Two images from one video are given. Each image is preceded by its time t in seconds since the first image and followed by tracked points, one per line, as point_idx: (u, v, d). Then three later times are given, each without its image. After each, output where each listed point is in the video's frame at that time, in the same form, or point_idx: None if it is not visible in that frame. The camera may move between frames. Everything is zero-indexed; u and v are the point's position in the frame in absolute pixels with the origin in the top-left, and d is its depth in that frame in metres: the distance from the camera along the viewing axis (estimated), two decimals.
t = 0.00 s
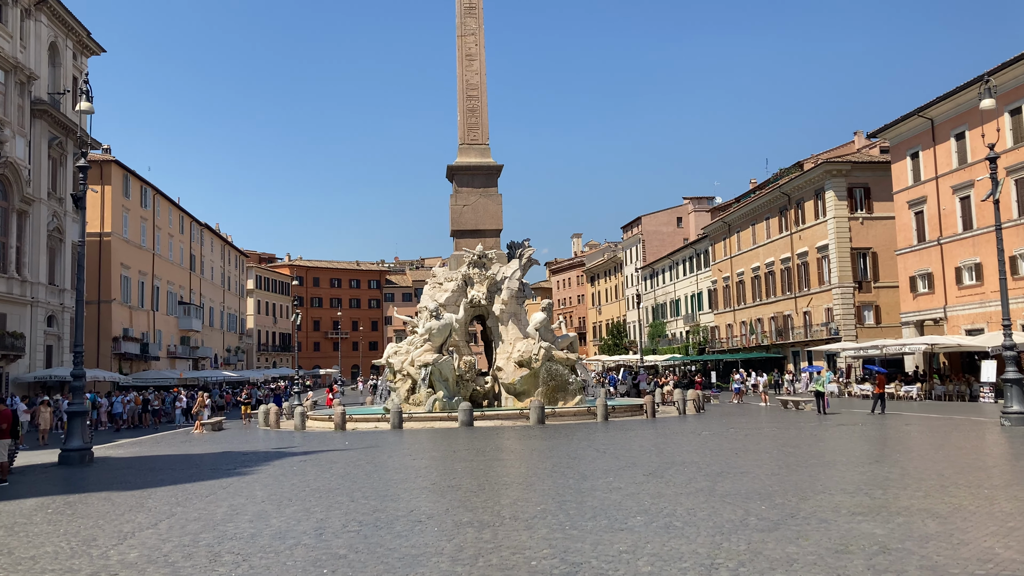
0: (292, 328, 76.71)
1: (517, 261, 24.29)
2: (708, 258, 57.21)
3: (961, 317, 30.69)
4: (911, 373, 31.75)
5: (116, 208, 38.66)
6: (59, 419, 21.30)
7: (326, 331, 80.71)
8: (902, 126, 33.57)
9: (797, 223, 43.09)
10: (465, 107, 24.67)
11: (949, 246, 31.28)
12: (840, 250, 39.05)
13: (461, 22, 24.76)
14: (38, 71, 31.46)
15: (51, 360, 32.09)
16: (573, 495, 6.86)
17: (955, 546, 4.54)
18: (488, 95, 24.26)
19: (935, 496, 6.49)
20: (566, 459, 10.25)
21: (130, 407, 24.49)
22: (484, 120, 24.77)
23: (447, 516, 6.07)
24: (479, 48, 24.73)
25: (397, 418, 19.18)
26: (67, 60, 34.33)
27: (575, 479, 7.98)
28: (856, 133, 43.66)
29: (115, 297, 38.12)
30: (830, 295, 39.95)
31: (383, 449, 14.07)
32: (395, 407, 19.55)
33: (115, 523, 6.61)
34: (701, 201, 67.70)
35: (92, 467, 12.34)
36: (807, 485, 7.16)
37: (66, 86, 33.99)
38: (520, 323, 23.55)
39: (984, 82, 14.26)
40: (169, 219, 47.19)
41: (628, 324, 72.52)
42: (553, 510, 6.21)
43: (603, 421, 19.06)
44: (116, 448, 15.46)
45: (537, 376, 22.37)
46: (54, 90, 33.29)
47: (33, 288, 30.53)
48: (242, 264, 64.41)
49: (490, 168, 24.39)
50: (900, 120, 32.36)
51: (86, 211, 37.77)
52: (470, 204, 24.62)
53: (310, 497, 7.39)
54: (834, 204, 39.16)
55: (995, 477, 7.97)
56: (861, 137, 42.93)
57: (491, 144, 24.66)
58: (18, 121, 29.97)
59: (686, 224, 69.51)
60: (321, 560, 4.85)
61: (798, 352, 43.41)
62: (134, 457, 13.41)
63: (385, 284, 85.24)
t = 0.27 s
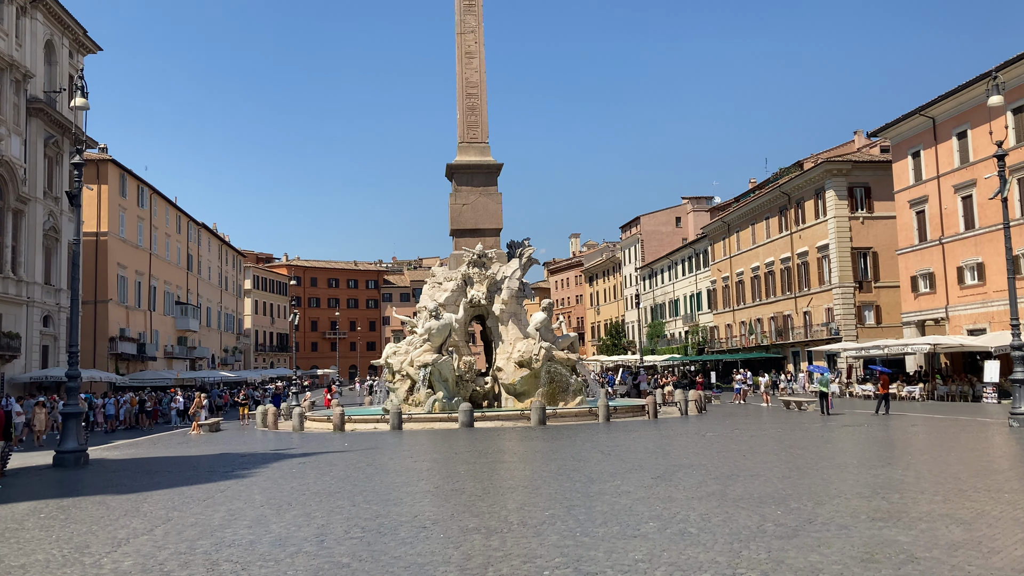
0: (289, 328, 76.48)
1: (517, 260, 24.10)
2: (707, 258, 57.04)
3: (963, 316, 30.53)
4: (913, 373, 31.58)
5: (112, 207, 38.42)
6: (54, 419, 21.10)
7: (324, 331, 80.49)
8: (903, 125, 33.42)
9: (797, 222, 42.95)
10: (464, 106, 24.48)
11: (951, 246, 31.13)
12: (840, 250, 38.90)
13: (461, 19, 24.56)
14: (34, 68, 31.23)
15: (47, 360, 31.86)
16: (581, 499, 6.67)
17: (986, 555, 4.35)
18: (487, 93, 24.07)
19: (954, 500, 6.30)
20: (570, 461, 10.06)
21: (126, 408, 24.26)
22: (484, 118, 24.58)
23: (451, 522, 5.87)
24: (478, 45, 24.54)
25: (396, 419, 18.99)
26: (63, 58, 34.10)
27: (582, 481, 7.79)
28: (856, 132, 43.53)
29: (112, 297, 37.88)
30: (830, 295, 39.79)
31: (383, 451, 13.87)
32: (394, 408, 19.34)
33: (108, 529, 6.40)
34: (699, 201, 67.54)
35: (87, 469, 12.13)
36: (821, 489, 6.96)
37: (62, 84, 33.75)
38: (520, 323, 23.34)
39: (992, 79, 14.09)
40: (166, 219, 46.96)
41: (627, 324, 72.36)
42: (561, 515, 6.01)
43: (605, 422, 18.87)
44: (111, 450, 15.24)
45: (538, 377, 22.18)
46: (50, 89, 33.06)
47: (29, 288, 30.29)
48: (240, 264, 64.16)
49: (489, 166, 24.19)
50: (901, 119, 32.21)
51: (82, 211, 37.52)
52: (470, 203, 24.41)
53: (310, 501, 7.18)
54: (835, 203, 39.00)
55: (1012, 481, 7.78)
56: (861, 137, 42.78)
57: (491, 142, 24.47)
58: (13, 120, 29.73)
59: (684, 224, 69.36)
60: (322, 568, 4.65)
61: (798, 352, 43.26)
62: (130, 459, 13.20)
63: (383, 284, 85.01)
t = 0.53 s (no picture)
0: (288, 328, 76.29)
1: (518, 259, 23.92)
2: (707, 258, 56.89)
3: (965, 316, 30.38)
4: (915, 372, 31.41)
5: (110, 206, 38.22)
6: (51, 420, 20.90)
7: (322, 332, 80.27)
8: (905, 124, 33.29)
9: (798, 222, 42.81)
10: (465, 104, 24.30)
11: (954, 245, 30.98)
12: (842, 249, 38.75)
13: (462, 17, 24.38)
14: (31, 67, 31.03)
15: (44, 360, 31.65)
16: (591, 501, 6.49)
17: (1020, 559, 4.18)
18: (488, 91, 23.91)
19: (976, 501, 6.14)
20: (577, 462, 9.88)
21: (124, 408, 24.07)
22: (485, 116, 24.41)
23: (459, 525, 5.69)
24: (479, 43, 24.37)
25: (397, 419, 18.80)
26: (61, 56, 33.90)
27: (591, 483, 7.60)
28: (857, 131, 43.41)
29: (110, 297, 37.67)
30: (831, 295, 39.63)
31: (384, 451, 13.68)
32: (395, 408, 19.16)
33: (105, 532, 6.22)
34: (699, 201, 67.38)
35: (84, 470, 11.94)
36: (838, 490, 6.79)
37: (59, 83, 33.56)
38: (521, 322, 23.15)
39: (1001, 74, 13.93)
40: (164, 218, 46.75)
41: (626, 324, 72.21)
42: (571, 517, 5.84)
43: (608, 422, 18.70)
44: (109, 450, 15.05)
45: (539, 376, 22.01)
46: (48, 87, 32.86)
47: (26, 287, 30.09)
48: (238, 263, 63.94)
49: (490, 164, 24.01)
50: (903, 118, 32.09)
51: (80, 210, 37.29)
52: (470, 201, 24.24)
53: (313, 504, 7.00)
54: (836, 202, 38.85)
55: None
56: (862, 136, 42.64)
57: (491, 141, 24.31)
58: (11, 118, 29.54)
59: (684, 224, 69.19)
60: (328, 573, 4.48)
61: (799, 352, 43.12)
62: (127, 460, 13.01)
63: (381, 284, 84.77)
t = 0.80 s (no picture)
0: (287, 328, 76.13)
1: (519, 259, 23.74)
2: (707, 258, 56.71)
3: (968, 316, 30.21)
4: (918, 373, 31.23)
5: (109, 206, 38.03)
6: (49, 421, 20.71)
7: (321, 332, 80.08)
8: (907, 123, 33.10)
9: (799, 221, 42.64)
10: (466, 102, 24.12)
11: (957, 244, 30.81)
12: (844, 249, 38.59)
13: (462, 14, 24.19)
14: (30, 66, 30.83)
15: (43, 361, 31.45)
16: (602, 505, 6.30)
17: None
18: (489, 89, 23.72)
19: (999, 506, 5.96)
20: (584, 463, 9.70)
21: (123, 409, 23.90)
22: (486, 115, 24.22)
23: (467, 531, 5.50)
24: (480, 41, 24.18)
25: (399, 420, 18.60)
26: (59, 55, 33.68)
27: (601, 486, 7.40)
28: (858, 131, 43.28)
29: (108, 297, 37.47)
30: (833, 295, 39.46)
31: (386, 453, 13.50)
32: (397, 409, 18.96)
33: (102, 537, 6.03)
34: (699, 201, 67.21)
35: (82, 471, 11.76)
36: (855, 494, 6.61)
37: (58, 82, 33.35)
38: (522, 322, 22.95)
39: (1010, 70, 13.74)
40: (163, 218, 46.53)
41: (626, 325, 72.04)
42: (583, 522, 5.66)
43: (611, 423, 18.51)
44: (107, 452, 14.84)
45: (541, 376, 21.82)
46: (46, 86, 32.65)
47: (24, 287, 29.89)
48: (237, 263, 63.72)
49: (491, 163, 23.83)
50: (905, 117, 31.91)
51: (78, 210, 37.09)
52: (472, 200, 24.04)
53: (315, 508, 6.81)
54: (838, 202, 38.68)
55: None
56: (863, 135, 42.47)
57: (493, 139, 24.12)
58: (9, 117, 29.35)
59: (684, 224, 69.01)
60: None
61: (801, 352, 42.97)
62: (125, 462, 12.83)
63: (380, 284, 84.55)
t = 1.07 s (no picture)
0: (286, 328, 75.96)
1: (520, 258, 23.55)
2: (708, 257, 56.52)
3: (972, 315, 30.02)
4: (921, 373, 31.03)
5: (107, 206, 37.83)
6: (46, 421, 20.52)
7: (320, 332, 79.89)
8: (910, 121, 32.93)
9: (800, 221, 42.47)
10: (466, 100, 23.93)
11: (960, 244, 30.63)
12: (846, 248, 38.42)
13: (463, 12, 24.00)
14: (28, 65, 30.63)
15: (40, 361, 31.25)
16: (612, 508, 6.12)
17: None
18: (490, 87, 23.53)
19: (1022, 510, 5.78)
20: (589, 465, 9.51)
21: (121, 409, 23.69)
22: (486, 113, 24.02)
23: (472, 536, 5.31)
24: (481, 38, 23.99)
25: (400, 421, 18.40)
26: (57, 53, 33.46)
27: (609, 488, 7.22)
28: (860, 130, 43.11)
29: (106, 297, 37.26)
30: (835, 294, 39.29)
31: (387, 454, 13.31)
32: (397, 410, 18.77)
33: (95, 542, 5.84)
34: (700, 200, 67.03)
35: (77, 473, 11.57)
36: (872, 497, 6.42)
37: (56, 81, 33.13)
38: (524, 322, 22.76)
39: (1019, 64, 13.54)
40: (162, 218, 46.32)
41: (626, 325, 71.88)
42: (592, 527, 5.47)
43: (614, 423, 18.32)
44: (104, 453, 14.65)
45: (543, 376, 21.62)
46: (44, 85, 32.44)
47: (21, 287, 29.69)
48: (236, 263, 63.50)
49: (492, 161, 23.63)
50: (908, 115, 31.73)
51: (77, 209, 36.90)
52: (473, 199, 23.84)
53: (315, 511, 6.62)
54: (840, 201, 38.51)
55: None
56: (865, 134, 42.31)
57: (493, 138, 23.92)
58: (7, 116, 29.14)
59: (684, 223, 68.84)
60: None
61: (802, 352, 42.82)
62: (122, 463, 12.65)
63: (380, 284, 84.32)
